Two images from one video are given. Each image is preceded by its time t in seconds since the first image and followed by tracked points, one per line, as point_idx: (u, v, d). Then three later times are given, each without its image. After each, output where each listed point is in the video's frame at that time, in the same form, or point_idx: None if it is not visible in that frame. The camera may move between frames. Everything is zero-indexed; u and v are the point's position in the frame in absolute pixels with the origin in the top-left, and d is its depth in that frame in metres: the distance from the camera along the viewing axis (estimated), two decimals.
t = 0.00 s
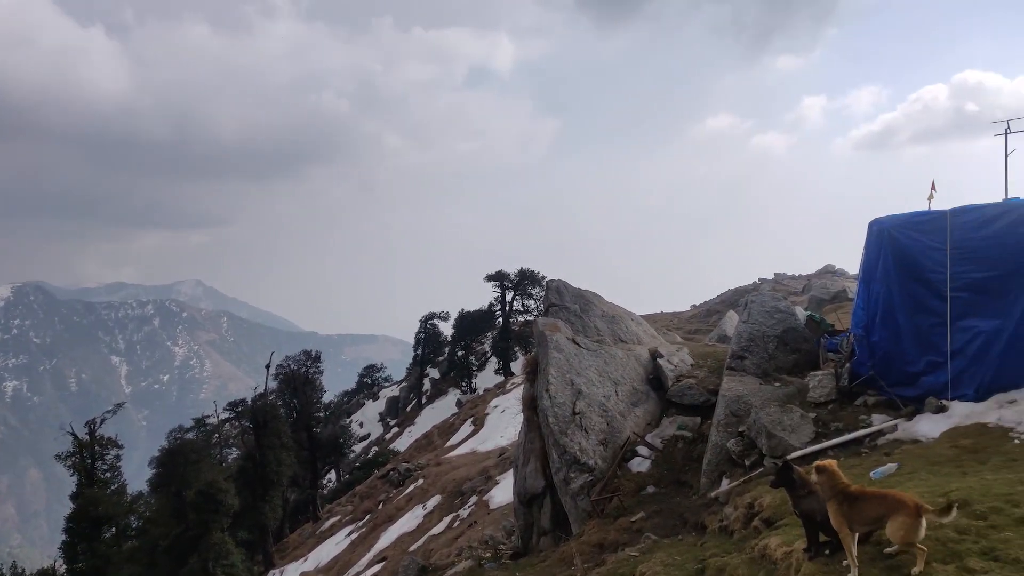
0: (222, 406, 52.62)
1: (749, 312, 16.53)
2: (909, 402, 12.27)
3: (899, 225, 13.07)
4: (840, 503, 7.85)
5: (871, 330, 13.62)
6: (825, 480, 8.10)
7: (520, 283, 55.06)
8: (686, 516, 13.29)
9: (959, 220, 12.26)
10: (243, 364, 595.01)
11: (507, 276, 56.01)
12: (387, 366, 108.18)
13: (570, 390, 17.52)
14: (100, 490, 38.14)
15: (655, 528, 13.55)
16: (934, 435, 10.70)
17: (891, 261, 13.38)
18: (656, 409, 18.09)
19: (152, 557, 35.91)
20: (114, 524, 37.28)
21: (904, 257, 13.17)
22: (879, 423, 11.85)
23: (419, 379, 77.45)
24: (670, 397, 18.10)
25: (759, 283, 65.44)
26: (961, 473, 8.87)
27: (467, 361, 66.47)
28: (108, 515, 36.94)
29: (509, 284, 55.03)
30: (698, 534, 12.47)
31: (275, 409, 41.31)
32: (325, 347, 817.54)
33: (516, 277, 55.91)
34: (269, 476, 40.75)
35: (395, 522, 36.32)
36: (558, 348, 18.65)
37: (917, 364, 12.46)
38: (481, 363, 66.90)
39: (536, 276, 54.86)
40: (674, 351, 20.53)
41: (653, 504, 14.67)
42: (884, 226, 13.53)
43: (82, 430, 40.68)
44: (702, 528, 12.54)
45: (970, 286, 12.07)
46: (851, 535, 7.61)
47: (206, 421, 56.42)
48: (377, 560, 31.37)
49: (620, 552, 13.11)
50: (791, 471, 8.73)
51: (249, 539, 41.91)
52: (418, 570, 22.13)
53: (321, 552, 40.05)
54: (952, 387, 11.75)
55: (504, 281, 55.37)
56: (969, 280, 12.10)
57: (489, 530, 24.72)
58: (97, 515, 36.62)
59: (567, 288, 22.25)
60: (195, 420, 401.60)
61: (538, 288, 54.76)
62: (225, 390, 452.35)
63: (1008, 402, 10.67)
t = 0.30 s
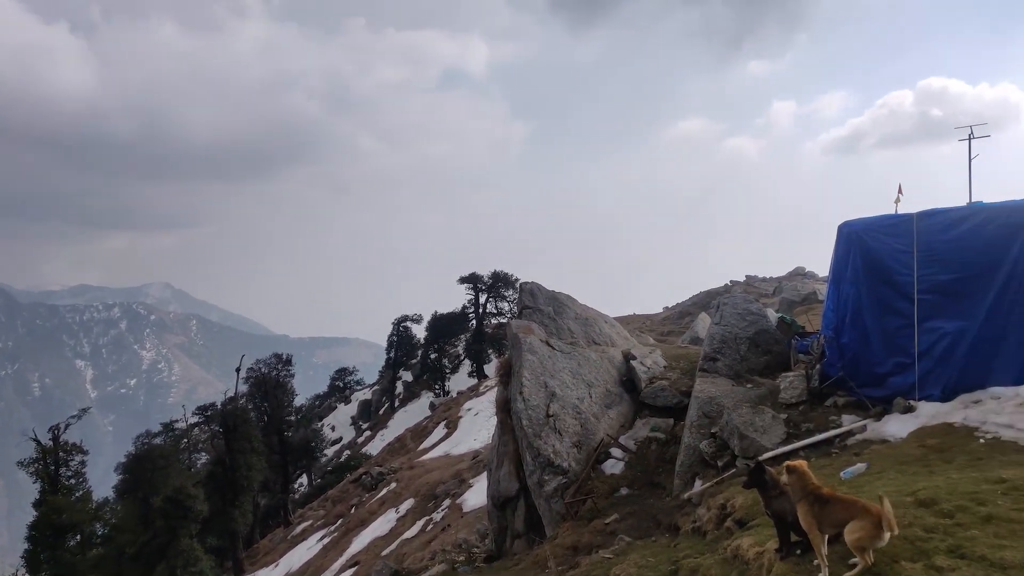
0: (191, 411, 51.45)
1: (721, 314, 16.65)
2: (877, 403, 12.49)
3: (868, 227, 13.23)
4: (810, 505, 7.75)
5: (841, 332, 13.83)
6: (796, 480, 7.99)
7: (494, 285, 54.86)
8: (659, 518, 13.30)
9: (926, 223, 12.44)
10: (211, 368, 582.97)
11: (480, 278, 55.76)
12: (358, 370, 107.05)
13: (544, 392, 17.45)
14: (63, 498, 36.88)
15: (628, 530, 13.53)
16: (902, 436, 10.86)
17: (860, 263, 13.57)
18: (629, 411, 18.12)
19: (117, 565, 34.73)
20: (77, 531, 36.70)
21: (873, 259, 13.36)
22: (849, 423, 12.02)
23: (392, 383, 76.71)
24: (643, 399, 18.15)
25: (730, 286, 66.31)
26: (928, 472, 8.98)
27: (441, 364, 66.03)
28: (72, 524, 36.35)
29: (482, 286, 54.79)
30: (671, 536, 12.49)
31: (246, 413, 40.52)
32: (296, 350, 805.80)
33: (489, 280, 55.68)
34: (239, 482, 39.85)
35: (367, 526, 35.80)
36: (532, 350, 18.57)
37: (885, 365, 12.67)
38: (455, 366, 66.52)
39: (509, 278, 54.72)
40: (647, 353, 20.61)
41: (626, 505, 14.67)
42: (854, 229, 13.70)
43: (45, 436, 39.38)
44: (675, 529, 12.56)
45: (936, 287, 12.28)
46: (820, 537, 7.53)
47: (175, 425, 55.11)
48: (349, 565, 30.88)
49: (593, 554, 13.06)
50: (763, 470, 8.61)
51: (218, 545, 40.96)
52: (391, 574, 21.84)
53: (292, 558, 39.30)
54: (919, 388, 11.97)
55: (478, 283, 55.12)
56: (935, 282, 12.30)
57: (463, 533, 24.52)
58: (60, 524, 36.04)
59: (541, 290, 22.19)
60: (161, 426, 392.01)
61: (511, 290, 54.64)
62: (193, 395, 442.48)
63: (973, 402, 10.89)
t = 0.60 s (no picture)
0: (157, 417, 50.10)
1: (692, 316, 16.76)
2: (845, 403, 12.69)
3: (835, 230, 13.41)
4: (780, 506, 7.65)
5: (810, 334, 14.03)
6: (767, 480, 7.87)
7: (465, 288, 54.60)
8: (631, 520, 13.28)
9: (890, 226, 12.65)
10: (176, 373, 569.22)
11: (451, 281, 55.43)
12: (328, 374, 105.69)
13: (516, 395, 17.34)
14: (22, 507, 35.54)
15: (600, 532, 13.48)
16: (868, 435, 11.03)
17: (829, 265, 13.76)
18: (601, 413, 18.11)
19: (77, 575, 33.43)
20: (38, 542, 35.37)
21: (840, 261, 13.56)
22: (817, 423, 12.17)
23: (363, 386, 75.81)
24: (615, 400, 18.16)
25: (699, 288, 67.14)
26: (894, 471, 9.07)
27: (412, 367, 65.45)
28: (33, 534, 34.73)
29: (454, 289, 54.49)
30: (643, 537, 12.47)
31: (214, 418, 39.55)
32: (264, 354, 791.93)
33: (460, 282, 55.39)
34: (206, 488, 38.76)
35: (337, 532, 35.17)
36: (504, 353, 18.40)
37: (852, 365, 12.91)
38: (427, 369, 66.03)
39: (480, 281, 54.53)
40: (618, 355, 20.66)
41: (598, 507, 14.63)
42: (822, 231, 13.88)
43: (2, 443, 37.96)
44: (647, 530, 12.56)
45: (901, 288, 12.50)
46: (789, 537, 7.50)
47: (140, 432, 53.63)
48: (318, 572, 30.29)
49: (565, 557, 12.97)
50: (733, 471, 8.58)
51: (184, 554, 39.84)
52: None
53: (259, 566, 38.41)
54: (885, 387, 12.20)
55: (450, 286, 54.80)
56: (900, 283, 12.53)
57: (435, 538, 24.25)
58: (21, 535, 34.33)
59: (513, 293, 22.07)
60: (123, 433, 381.05)
61: (483, 293, 54.44)
62: (156, 401, 431.63)
63: (937, 401, 11.12)
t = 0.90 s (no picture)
0: (107, 425, 48.18)
1: (653, 322, 16.84)
2: (802, 408, 12.91)
3: (793, 238, 13.61)
4: (738, 510, 7.58)
5: (768, 340, 14.17)
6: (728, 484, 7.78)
7: (428, 293, 54.08)
8: (592, 526, 13.20)
9: (846, 234, 12.92)
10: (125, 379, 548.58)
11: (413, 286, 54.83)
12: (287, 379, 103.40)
13: (477, 402, 17.11)
14: None
15: (561, 538, 13.36)
16: (824, 440, 11.22)
17: (786, 272, 13.96)
18: (562, 419, 18.03)
19: None
20: None
21: (797, 268, 13.76)
22: (775, 429, 12.33)
23: (322, 392, 74.34)
24: (577, 406, 18.12)
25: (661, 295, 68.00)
26: (849, 475, 9.14)
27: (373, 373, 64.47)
28: None
29: (416, 294, 53.90)
30: (603, 543, 12.40)
31: (168, 425, 38.21)
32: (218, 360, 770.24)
33: (422, 288, 54.83)
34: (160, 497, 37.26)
35: (293, 541, 34.19)
36: (465, 359, 18.15)
37: (808, 371, 13.11)
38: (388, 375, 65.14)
39: (443, 286, 54.11)
40: (580, 361, 20.64)
41: (559, 514, 14.52)
42: (780, 239, 14.08)
43: None
44: (608, 537, 12.47)
45: (857, 296, 12.78)
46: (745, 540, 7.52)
47: (87, 441, 51.46)
48: None
49: (525, 564, 12.81)
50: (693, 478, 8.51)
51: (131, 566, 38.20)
52: None
53: None
54: (841, 393, 12.43)
55: (412, 291, 54.20)
56: (855, 291, 12.82)
57: (394, 545, 23.79)
58: None
59: (475, 299, 21.87)
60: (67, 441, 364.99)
61: (445, 298, 54.00)
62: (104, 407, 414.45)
63: (891, 406, 11.41)
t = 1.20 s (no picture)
0: None
1: (571, 337, 16.84)
2: (715, 420, 13.22)
3: (706, 254, 13.91)
4: (654, 525, 7.43)
5: (682, 354, 14.38)
6: (644, 499, 7.65)
7: (344, 308, 52.28)
8: (510, 544, 12.84)
9: (757, 252, 13.34)
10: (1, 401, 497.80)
11: (329, 301, 52.85)
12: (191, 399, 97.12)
13: (394, 420, 16.42)
14: None
15: (479, 558, 12.90)
16: (737, 452, 11.49)
17: (700, 287, 14.26)
18: (481, 435, 17.66)
19: None
20: None
21: (711, 283, 14.10)
22: (690, 441, 12.50)
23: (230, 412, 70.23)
24: (496, 422, 17.79)
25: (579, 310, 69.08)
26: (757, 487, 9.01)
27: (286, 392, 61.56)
28: None
29: (332, 309, 51.96)
30: (522, 561, 12.07)
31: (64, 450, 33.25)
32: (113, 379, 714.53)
33: (338, 303, 52.92)
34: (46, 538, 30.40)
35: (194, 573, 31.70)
36: (382, 374, 17.43)
37: (721, 384, 13.42)
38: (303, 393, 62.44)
39: (360, 301, 52.51)
40: (499, 376, 20.36)
41: (477, 532, 14.07)
42: (694, 255, 14.36)
43: None
44: (527, 555, 12.11)
45: (767, 311, 13.22)
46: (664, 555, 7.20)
47: None
48: None
49: None
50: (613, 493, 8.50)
51: None
52: None
53: None
54: (752, 404, 12.83)
55: (328, 307, 52.25)
56: (765, 306, 13.27)
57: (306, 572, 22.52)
58: None
59: (393, 314, 21.16)
60: None
61: (362, 314, 52.37)
62: None
63: (799, 417, 11.89)
